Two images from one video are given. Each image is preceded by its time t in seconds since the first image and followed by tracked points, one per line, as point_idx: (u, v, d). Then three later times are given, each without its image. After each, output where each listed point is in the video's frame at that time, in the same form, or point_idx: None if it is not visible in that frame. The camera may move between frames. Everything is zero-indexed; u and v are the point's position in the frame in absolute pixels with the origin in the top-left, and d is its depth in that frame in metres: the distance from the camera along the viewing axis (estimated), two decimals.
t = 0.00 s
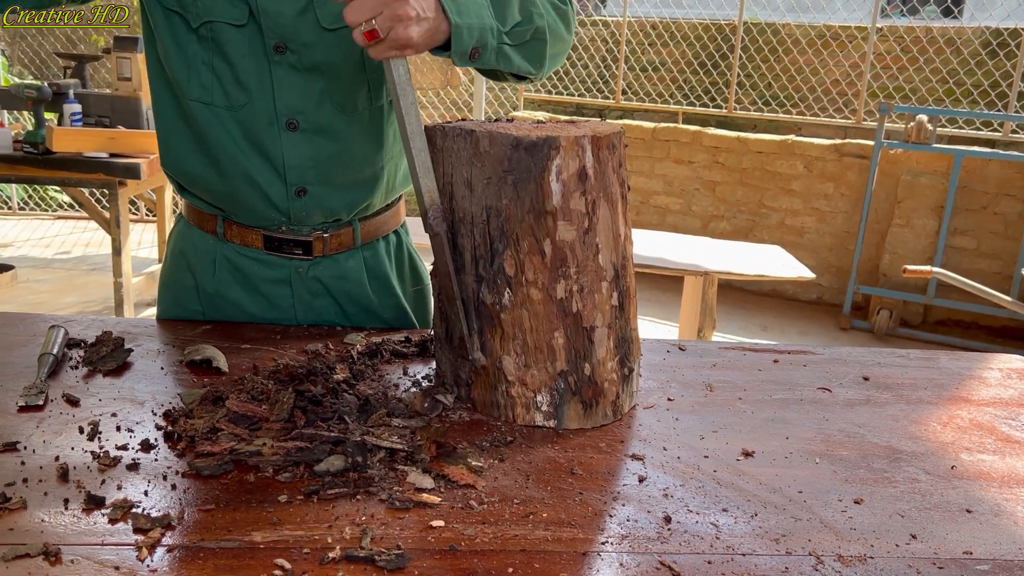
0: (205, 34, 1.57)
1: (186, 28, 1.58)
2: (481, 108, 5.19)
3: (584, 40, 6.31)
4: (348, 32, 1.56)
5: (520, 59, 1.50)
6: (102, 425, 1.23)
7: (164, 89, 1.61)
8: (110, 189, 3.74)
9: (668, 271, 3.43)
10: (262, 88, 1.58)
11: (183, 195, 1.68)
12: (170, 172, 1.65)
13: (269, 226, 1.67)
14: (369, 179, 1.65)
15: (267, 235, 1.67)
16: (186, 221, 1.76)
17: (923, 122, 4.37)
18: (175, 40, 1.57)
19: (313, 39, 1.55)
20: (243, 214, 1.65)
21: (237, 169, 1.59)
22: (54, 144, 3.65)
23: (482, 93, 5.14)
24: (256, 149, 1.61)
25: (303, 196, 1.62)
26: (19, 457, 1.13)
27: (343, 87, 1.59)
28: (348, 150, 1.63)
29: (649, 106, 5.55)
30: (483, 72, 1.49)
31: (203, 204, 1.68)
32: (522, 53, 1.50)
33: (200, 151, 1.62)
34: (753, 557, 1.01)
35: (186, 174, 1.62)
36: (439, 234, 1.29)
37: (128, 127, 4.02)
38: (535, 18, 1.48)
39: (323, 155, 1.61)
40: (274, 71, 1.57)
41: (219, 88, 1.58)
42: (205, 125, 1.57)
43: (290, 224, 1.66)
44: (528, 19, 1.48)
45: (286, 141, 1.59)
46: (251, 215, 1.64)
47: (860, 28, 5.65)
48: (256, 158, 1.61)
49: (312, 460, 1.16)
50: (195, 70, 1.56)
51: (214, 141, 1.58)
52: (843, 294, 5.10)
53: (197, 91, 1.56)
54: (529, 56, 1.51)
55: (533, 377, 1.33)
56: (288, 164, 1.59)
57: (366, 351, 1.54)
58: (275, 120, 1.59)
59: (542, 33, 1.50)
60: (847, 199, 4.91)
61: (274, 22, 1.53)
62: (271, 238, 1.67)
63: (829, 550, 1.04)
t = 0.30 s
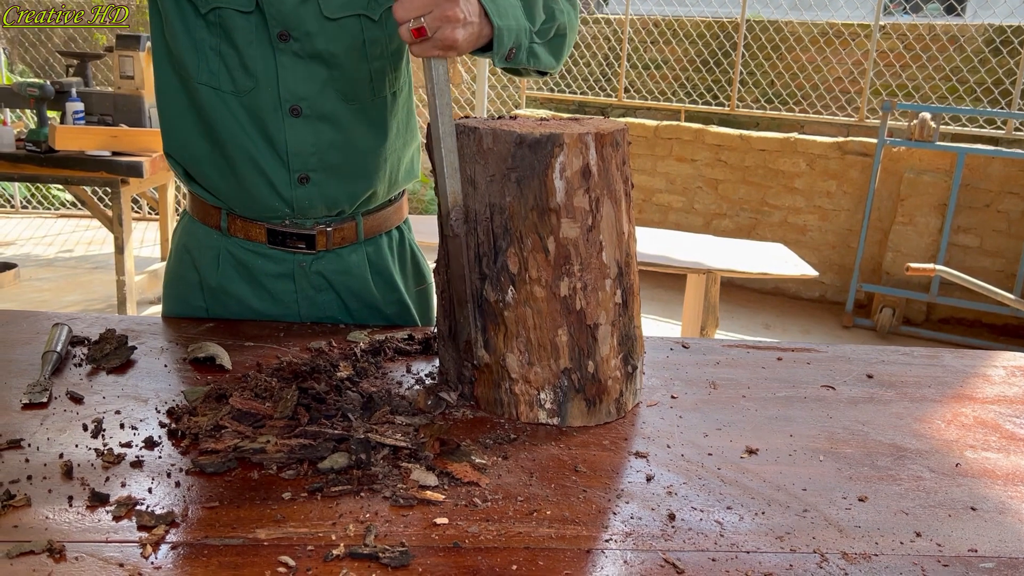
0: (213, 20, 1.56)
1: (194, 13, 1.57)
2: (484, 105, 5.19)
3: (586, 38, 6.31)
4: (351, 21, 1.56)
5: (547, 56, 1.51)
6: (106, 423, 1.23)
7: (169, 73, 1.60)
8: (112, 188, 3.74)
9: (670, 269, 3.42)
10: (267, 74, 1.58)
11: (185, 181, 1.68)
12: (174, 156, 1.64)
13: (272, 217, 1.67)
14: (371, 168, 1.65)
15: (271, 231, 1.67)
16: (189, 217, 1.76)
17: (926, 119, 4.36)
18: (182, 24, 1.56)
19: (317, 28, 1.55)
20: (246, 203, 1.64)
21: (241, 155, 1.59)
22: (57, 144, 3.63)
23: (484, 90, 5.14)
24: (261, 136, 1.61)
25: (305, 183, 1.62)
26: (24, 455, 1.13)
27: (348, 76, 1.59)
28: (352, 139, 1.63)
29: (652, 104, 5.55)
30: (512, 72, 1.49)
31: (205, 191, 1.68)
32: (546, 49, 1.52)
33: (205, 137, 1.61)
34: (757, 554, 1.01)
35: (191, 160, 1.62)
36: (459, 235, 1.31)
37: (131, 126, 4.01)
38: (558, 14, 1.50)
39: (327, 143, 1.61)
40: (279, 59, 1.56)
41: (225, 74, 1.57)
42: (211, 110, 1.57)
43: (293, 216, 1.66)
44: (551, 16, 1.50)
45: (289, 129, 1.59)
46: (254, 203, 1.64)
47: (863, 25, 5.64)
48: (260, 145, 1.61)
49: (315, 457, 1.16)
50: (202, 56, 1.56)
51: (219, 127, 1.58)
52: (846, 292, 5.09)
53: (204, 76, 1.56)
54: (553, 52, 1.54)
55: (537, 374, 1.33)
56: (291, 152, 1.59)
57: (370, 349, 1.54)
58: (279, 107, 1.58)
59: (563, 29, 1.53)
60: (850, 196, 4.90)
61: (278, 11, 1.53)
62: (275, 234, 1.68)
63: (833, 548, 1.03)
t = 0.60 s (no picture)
0: (222, 15, 1.56)
1: (203, 7, 1.57)
2: (486, 104, 5.19)
3: (588, 37, 6.31)
4: (358, 20, 1.56)
5: (558, 61, 1.52)
6: (109, 420, 1.23)
7: (178, 66, 1.61)
8: (115, 186, 3.75)
9: (672, 267, 3.42)
10: (274, 70, 1.58)
11: (190, 175, 1.68)
12: (180, 150, 1.65)
13: (275, 213, 1.67)
14: (375, 166, 1.65)
15: (274, 227, 1.68)
16: (192, 214, 1.76)
17: (929, 117, 4.35)
18: (192, 18, 1.57)
19: (325, 26, 1.55)
20: (250, 198, 1.64)
21: (246, 150, 1.59)
22: (59, 142, 3.67)
23: (486, 89, 5.14)
24: (266, 131, 1.61)
25: (310, 180, 1.62)
26: (27, 452, 1.13)
27: (354, 74, 1.59)
28: (357, 136, 1.63)
29: (654, 102, 5.54)
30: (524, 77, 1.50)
31: (210, 185, 1.68)
32: (557, 54, 1.53)
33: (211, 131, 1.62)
34: (759, 551, 1.01)
35: (197, 153, 1.63)
36: (466, 239, 1.29)
37: (133, 125, 4.03)
38: (568, 19, 1.51)
39: (332, 140, 1.61)
40: (286, 55, 1.56)
41: (233, 68, 1.58)
42: (217, 104, 1.57)
43: (296, 212, 1.66)
44: (562, 21, 1.51)
45: (294, 124, 1.59)
46: (258, 198, 1.64)
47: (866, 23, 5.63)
48: (265, 141, 1.61)
49: (318, 455, 1.16)
50: (210, 49, 1.56)
51: (225, 121, 1.58)
52: (848, 290, 5.09)
53: (211, 70, 1.56)
54: (563, 56, 1.54)
55: (539, 372, 1.33)
56: (296, 147, 1.59)
57: (372, 347, 1.54)
58: (285, 103, 1.58)
59: (574, 34, 1.54)
60: (853, 194, 4.89)
61: (287, 8, 1.53)
62: (278, 229, 1.68)
63: (836, 545, 1.03)
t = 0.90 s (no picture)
0: (218, 21, 1.56)
1: (198, 14, 1.57)
2: (488, 102, 5.18)
3: (591, 34, 6.29)
4: (359, 22, 1.56)
5: (543, 49, 1.49)
6: (110, 420, 1.23)
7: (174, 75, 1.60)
8: (118, 184, 3.75)
9: (675, 266, 3.41)
10: (272, 75, 1.57)
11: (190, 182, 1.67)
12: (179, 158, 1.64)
13: (277, 217, 1.66)
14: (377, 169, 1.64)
15: (275, 227, 1.67)
16: (193, 214, 1.75)
17: (933, 115, 4.34)
18: (187, 26, 1.56)
19: (324, 28, 1.55)
20: (252, 203, 1.64)
21: (246, 157, 1.58)
22: (63, 141, 3.65)
23: (489, 87, 5.13)
24: (266, 137, 1.60)
25: (312, 185, 1.61)
26: (28, 452, 1.13)
27: (354, 77, 1.59)
28: (358, 140, 1.62)
29: (657, 100, 5.53)
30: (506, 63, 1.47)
31: (211, 192, 1.67)
32: (543, 43, 1.50)
33: (210, 139, 1.61)
34: (764, 552, 1.00)
35: (196, 162, 1.62)
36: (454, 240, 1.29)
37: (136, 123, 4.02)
38: (557, 8, 1.48)
39: (333, 145, 1.61)
40: (285, 60, 1.56)
41: (230, 75, 1.57)
42: (216, 111, 1.56)
43: (299, 215, 1.66)
44: (549, 10, 1.48)
45: (295, 130, 1.58)
46: (260, 204, 1.63)
47: (869, 21, 5.61)
48: (266, 147, 1.60)
49: (320, 454, 1.15)
50: (207, 58, 1.56)
51: (224, 128, 1.57)
52: (852, 289, 5.08)
53: (208, 77, 1.55)
54: (551, 46, 1.52)
55: (542, 371, 1.32)
56: (297, 153, 1.58)
57: (374, 346, 1.54)
58: (285, 108, 1.58)
59: (563, 24, 1.50)
60: (856, 193, 4.88)
61: (285, 11, 1.53)
62: (280, 229, 1.67)
63: (841, 546, 1.03)
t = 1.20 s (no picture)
0: (216, 18, 1.56)
1: (197, 11, 1.57)
2: (490, 101, 5.17)
3: (594, 33, 6.27)
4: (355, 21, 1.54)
5: (535, 64, 1.49)
6: (110, 420, 1.22)
7: (173, 72, 1.60)
8: (120, 183, 3.75)
9: (677, 264, 3.40)
10: (270, 72, 1.57)
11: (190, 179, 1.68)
12: (178, 155, 1.64)
13: (276, 216, 1.66)
14: (375, 167, 1.64)
15: (275, 228, 1.67)
16: (193, 214, 1.75)
17: (936, 114, 4.32)
18: (186, 22, 1.56)
19: (321, 28, 1.53)
20: (250, 201, 1.64)
21: (244, 154, 1.59)
22: (63, 139, 3.68)
23: (491, 86, 5.12)
24: (264, 135, 1.60)
25: (309, 183, 1.61)
26: (28, 452, 1.13)
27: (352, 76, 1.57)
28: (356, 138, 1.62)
29: (660, 98, 5.51)
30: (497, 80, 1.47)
31: (210, 189, 1.67)
32: (535, 57, 1.50)
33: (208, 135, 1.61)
34: (766, 553, 1.00)
35: (195, 158, 1.62)
36: (450, 241, 1.30)
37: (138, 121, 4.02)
38: (549, 21, 1.47)
39: (331, 142, 1.60)
40: (283, 57, 1.56)
41: (229, 72, 1.57)
42: (214, 109, 1.56)
43: (297, 214, 1.65)
44: (541, 24, 1.47)
45: (293, 128, 1.58)
46: (258, 202, 1.63)
47: (872, 19, 5.59)
48: (264, 145, 1.60)
49: (321, 455, 1.15)
50: (205, 54, 1.56)
51: (221, 125, 1.57)
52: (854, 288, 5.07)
53: (206, 74, 1.55)
54: (545, 60, 1.51)
55: (543, 371, 1.32)
56: (295, 150, 1.58)
57: (375, 346, 1.53)
58: (283, 106, 1.57)
59: (556, 36, 1.50)
60: (859, 192, 4.87)
61: (282, 10, 1.52)
62: (280, 230, 1.67)
63: (843, 547, 1.02)
